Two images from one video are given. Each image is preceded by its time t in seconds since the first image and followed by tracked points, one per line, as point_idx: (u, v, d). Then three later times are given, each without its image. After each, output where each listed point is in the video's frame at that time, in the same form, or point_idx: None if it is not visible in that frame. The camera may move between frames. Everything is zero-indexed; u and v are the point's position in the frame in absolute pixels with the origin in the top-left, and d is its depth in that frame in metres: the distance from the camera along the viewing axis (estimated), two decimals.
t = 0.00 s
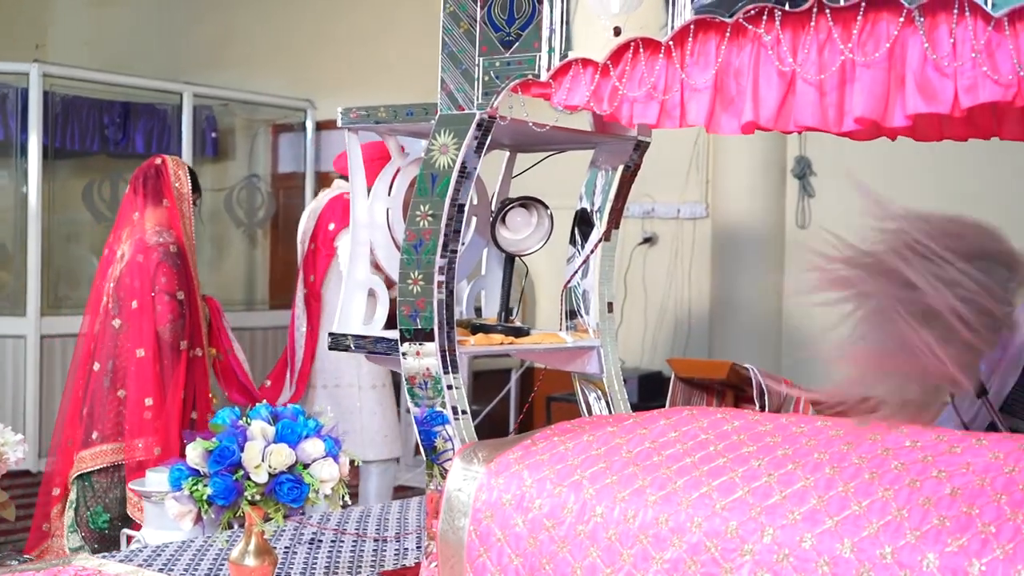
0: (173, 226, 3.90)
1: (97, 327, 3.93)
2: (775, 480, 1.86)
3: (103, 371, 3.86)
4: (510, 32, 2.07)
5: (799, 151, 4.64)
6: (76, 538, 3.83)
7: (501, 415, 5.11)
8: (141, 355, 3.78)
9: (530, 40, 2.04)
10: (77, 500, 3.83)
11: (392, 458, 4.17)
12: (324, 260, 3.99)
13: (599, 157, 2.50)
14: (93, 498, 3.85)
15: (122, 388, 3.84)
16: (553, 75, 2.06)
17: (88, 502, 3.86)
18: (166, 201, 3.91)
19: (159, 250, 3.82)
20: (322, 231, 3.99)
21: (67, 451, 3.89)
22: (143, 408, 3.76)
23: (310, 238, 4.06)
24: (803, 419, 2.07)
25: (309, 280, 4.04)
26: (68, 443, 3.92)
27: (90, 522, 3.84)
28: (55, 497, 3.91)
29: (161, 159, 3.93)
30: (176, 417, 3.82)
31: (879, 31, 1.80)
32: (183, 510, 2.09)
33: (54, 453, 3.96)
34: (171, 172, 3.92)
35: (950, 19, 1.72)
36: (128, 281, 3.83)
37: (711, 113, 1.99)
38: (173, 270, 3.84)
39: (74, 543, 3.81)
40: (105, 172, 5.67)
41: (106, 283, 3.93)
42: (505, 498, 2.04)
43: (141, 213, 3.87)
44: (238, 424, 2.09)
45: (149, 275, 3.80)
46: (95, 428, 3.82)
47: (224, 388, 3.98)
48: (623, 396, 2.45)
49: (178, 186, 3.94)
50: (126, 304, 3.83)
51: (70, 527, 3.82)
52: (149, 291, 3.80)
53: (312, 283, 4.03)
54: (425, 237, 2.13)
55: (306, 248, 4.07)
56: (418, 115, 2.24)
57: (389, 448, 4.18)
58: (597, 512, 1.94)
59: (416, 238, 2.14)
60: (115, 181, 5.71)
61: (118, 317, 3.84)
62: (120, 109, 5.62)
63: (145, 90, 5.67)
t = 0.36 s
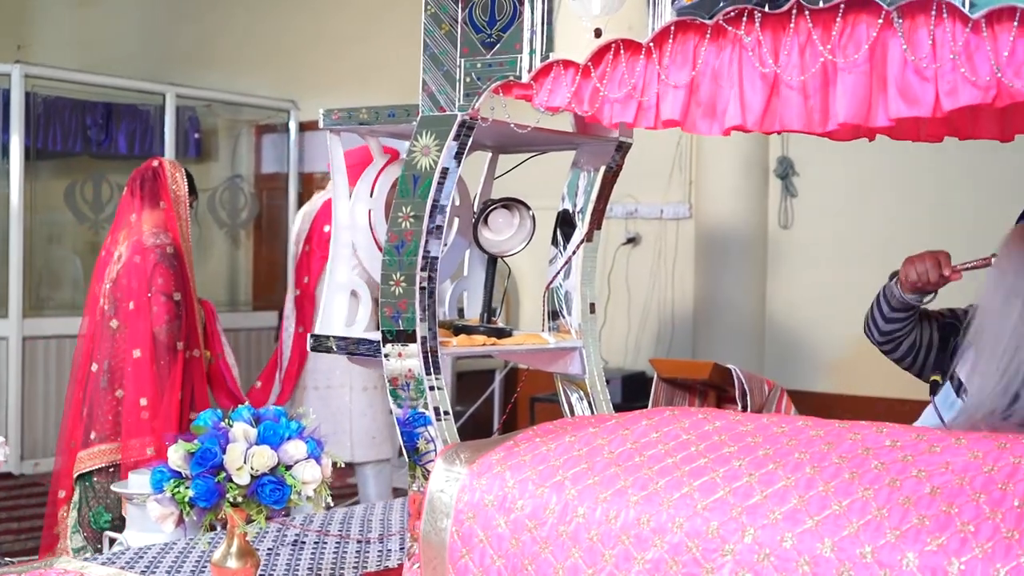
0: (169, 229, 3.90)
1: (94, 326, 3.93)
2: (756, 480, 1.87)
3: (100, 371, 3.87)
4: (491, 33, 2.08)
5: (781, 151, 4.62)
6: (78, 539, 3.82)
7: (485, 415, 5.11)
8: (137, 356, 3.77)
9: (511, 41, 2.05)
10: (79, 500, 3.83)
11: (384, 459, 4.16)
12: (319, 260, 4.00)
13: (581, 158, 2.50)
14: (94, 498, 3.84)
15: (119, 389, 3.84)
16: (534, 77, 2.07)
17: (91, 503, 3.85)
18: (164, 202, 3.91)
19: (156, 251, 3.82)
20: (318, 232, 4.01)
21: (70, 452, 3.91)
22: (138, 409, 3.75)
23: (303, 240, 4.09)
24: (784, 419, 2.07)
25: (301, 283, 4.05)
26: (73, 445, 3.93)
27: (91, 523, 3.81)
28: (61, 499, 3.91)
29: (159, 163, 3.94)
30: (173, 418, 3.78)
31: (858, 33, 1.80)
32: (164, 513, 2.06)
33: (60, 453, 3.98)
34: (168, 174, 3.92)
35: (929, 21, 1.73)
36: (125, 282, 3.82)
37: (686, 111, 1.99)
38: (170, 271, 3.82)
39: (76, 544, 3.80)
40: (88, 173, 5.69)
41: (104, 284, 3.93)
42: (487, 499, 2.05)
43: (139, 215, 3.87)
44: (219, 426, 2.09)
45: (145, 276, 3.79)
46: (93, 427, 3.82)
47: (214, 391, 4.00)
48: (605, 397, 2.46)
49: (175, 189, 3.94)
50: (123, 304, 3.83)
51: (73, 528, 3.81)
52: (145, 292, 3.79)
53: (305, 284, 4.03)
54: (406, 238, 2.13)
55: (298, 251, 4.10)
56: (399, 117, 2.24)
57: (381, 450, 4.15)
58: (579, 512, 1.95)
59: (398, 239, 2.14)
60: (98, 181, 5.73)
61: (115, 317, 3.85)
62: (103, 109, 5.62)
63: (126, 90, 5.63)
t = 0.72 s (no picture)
0: (164, 233, 3.87)
1: (91, 329, 3.92)
2: (737, 482, 1.87)
3: (96, 373, 3.87)
4: (474, 36, 2.08)
5: (765, 154, 4.64)
6: (72, 539, 3.80)
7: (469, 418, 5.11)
8: (130, 358, 3.78)
9: (494, 45, 2.05)
10: (74, 500, 3.82)
11: (374, 464, 4.16)
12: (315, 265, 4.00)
13: (564, 161, 2.50)
14: (89, 498, 3.82)
15: (114, 390, 3.83)
16: (516, 80, 2.07)
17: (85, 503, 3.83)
18: (158, 207, 3.90)
19: (150, 255, 3.81)
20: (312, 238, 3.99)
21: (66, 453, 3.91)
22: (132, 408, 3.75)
23: (301, 244, 4.08)
24: (766, 422, 2.08)
25: (299, 288, 4.06)
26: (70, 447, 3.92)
27: (85, 522, 3.81)
28: (60, 501, 3.89)
29: (153, 168, 3.95)
30: (169, 419, 3.76)
31: (839, 37, 1.81)
32: (146, 516, 2.06)
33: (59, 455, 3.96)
34: (162, 179, 3.93)
35: (909, 25, 1.74)
36: (121, 285, 3.82)
37: (666, 114, 1.99)
38: (164, 274, 3.82)
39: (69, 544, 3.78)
40: (70, 175, 5.69)
41: (100, 288, 3.92)
42: (470, 501, 2.05)
43: (134, 219, 3.87)
44: (202, 428, 2.09)
45: (140, 279, 3.79)
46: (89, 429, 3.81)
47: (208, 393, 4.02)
48: (588, 400, 2.46)
49: (170, 193, 3.93)
50: (118, 307, 3.83)
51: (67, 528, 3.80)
52: (140, 295, 3.78)
53: (303, 288, 4.03)
54: (389, 241, 2.14)
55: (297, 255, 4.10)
56: (383, 120, 2.24)
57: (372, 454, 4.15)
58: (561, 514, 1.96)
59: (381, 242, 2.15)
60: (81, 183, 5.75)
61: (111, 320, 3.85)
62: (86, 112, 5.61)
63: (109, 93, 5.62)
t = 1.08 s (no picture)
0: (158, 234, 3.90)
1: (87, 330, 3.92)
2: (719, 482, 1.88)
3: (92, 373, 3.85)
4: (457, 37, 2.09)
5: (749, 156, 4.66)
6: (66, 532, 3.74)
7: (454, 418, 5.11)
8: (124, 357, 3.76)
9: (478, 45, 2.06)
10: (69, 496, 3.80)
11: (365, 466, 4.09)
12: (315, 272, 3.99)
13: (547, 162, 2.51)
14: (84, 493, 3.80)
15: (110, 389, 3.81)
16: (499, 81, 2.08)
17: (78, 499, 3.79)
18: (152, 207, 3.91)
19: (143, 255, 3.81)
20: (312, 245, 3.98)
21: (60, 452, 3.89)
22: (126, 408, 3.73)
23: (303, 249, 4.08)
24: (748, 422, 2.09)
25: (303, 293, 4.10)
26: (64, 446, 3.90)
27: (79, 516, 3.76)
28: (49, 497, 3.87)
29: (146, 168, 3.94)
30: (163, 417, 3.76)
31: (819, 37, 1.82)
32: (129, 516, 2.07)
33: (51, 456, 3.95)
34: (156, 180, 3.93)
35: (889, 27, 1.75)
36: (115, 286, 3.82)
37: (657, 121, 2.00)
38: (157, 274, 3.82)
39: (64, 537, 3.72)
40: (53, 176, 5.68)
41: (95, 290, 3.93)
42: (453, 501, 2.06)
43: (127, 220, 3.88)
44: (184, 428, 2.09)
45: (133, 279, 3.79)
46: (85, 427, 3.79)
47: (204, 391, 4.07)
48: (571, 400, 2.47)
49: (163, 194, 3.94)
50: (113, 307, 3.83)
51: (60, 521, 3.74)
52: (133, 294, 3.78)
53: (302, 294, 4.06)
54: (372, 241, 2.13)
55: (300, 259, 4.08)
56: (366, 120, 2.24)
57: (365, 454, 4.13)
58: (544, 514, 1.96)
59: (364, 242, 2.15)
60: (64, 184, 5.71)
61: (106, 320, 3.85)
62: (69, 112, 5.59)
63: (93, 93, 5.60)
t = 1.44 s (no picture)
0: (151, 227, 4.01)
1: (83, 325, 4.04)
2: (703, 477, 1.88)
3: (88, 365, 3.96)
4: (442, 32, 2.08)
5: (735, 152, 4.66)
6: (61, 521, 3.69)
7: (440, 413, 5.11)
8: (120, 348, 3.89)
9: (462, 40, 2.06)
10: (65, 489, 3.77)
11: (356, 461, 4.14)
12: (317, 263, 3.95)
13: (532, 157, 2.52)
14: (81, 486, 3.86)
15: (106, 381, 3.92)
16: (483, 77, 2.07)
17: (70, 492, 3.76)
18: (145, 202, 4.02)
19: (137, 248, 3.93)
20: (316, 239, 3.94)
21: (58, 444, 4.02)
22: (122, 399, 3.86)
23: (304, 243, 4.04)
24: (731, 417, 2.09)
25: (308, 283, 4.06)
26: (58, 438, 4.03)
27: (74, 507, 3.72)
28: (42, 488, 4.03)
29: (139, 164, 4.07)
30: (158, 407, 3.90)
31: (803, 33, 1.82)
32: (113, 511, 2.07)
33: (44, 448, 4.08)
34: (148, 175, 4.05)
35: (873, 23, 1.76)
36: (110, 279, 3.95)
37: (643, 115, 1.99)
38: (151, 267, 3.95)
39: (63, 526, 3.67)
40: (37, 171, 5.72)
41: (90, 283, 4.04)
42: (437, 496, 2.06)
43: (121, 215, 3.99)
44: (169, 424, 2.09)
45: (128, 273, 3.91)
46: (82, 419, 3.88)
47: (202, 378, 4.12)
48: (556, 395, 2.48)
49: (156, 189, 4.06)
50: (108, 300, 3.95)
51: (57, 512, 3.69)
52: (128, 287, 3.91)
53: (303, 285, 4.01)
54: (357, 237, 2.13)
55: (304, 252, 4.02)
56: (350, 115, 2.24)
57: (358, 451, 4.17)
58: (528, 510, 1.96)
59: (348, 238, 2.15)
60: (49, 179, 5.74)
61: (102, 314, 3.96)
62: (54, 107, 5.58)
63: (79, 89, 5.59)
